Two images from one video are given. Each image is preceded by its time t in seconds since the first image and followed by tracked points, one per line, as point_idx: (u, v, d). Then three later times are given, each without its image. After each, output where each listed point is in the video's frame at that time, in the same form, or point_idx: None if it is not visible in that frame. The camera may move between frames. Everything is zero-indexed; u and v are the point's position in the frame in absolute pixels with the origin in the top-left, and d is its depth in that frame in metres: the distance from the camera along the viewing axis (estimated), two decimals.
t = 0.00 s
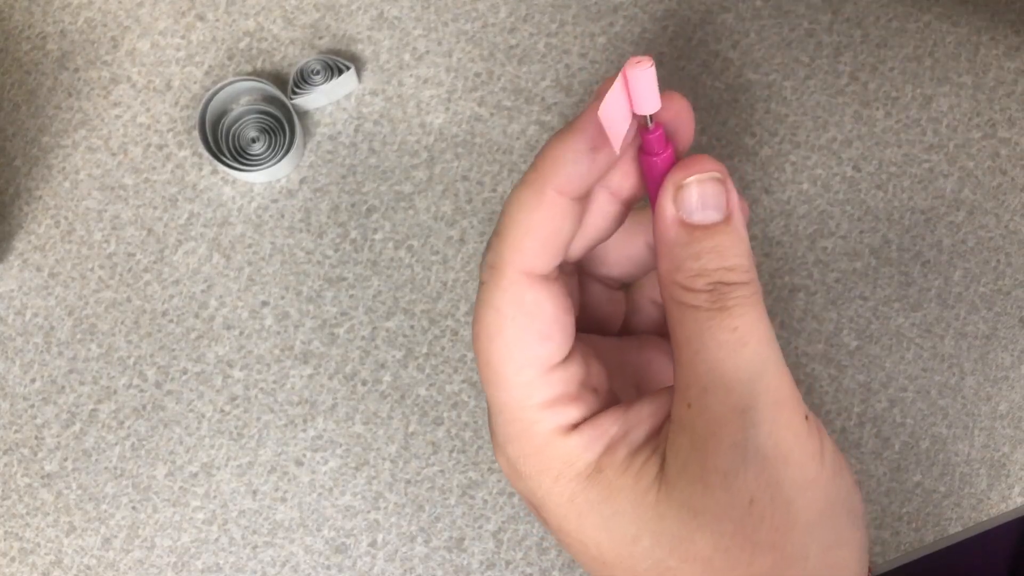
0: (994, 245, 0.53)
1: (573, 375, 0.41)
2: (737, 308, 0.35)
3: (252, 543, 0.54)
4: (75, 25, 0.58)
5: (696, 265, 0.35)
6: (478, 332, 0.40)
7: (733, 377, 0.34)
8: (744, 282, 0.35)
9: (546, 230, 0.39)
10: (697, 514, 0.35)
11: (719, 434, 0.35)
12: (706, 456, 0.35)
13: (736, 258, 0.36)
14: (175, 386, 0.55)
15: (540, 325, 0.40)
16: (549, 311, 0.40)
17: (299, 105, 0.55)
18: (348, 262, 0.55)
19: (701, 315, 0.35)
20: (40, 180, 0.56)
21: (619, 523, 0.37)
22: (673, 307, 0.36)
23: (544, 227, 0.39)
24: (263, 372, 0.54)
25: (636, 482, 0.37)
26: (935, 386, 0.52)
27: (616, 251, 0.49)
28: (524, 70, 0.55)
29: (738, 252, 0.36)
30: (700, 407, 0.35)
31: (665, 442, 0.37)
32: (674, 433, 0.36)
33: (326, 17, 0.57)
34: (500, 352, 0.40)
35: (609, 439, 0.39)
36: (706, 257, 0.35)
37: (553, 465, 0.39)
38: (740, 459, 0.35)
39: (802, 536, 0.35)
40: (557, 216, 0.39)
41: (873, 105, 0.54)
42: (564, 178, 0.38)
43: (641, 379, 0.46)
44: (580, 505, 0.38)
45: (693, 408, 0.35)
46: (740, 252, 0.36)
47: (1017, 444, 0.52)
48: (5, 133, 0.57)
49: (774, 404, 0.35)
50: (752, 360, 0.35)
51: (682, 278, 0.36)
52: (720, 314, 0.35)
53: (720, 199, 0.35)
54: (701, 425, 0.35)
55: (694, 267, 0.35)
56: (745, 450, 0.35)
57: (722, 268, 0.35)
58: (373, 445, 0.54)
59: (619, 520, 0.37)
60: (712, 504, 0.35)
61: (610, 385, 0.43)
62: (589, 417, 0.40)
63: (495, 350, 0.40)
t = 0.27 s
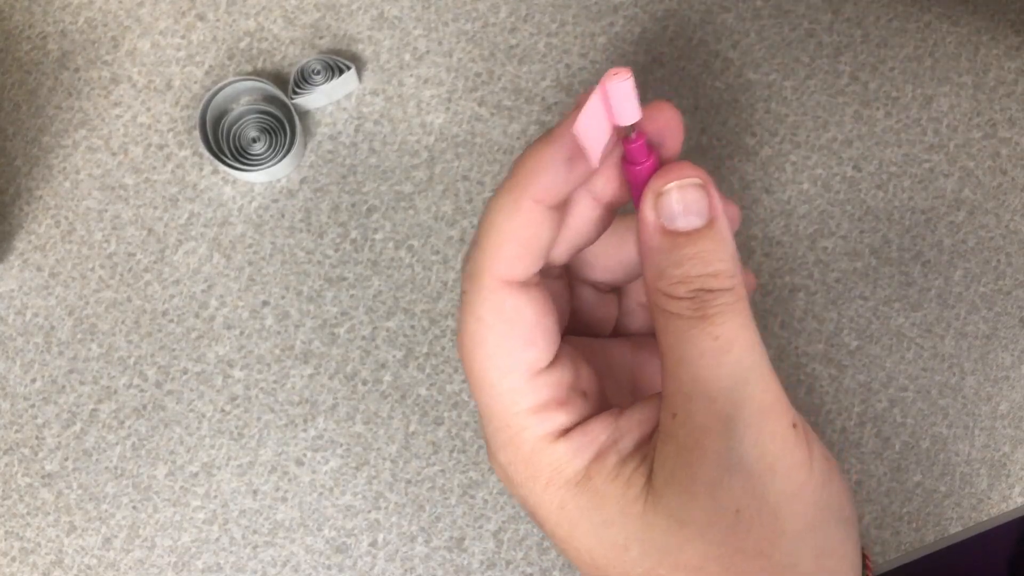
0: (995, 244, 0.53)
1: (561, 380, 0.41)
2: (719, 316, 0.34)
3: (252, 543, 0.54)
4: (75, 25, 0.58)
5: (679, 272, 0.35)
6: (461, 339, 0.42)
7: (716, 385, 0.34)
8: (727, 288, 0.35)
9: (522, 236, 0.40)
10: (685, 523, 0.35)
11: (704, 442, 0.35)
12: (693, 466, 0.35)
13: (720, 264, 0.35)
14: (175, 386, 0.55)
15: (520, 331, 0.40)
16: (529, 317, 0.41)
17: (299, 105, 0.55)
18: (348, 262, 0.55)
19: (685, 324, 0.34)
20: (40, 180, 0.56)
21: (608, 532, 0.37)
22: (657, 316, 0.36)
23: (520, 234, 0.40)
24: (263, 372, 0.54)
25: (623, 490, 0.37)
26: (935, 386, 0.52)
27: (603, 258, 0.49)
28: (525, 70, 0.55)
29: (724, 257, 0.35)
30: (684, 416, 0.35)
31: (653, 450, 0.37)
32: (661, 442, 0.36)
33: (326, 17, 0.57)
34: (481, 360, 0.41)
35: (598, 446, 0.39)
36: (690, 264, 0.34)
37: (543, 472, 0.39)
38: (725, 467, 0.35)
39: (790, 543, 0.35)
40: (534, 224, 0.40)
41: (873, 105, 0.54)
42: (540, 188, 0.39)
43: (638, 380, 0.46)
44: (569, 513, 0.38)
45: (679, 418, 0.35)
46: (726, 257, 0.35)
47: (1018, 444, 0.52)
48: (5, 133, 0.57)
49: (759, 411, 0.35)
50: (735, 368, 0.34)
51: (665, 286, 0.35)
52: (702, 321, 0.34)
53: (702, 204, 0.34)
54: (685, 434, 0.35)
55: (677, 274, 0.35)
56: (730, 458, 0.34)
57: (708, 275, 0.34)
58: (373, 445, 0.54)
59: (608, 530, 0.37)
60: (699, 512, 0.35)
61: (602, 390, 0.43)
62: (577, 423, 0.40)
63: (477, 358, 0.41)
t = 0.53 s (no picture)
0: (995, 245, 0.53)
1: (532, 386, 0.42)
2: (679, 321, 0.36)
3: (252, 543, 0.54)
4: (75, 25, 0.58)
5: (634, 281, 0.37)
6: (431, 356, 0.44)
7: (686, 390, 0.36)
8: (684, 291, 0.37)
9: (466, 252, 0.43)
10: (667, 523, 0.37)
11: (680, 446, 0.36)
12: (670, 468, 0.37)
13: (674, 269, 0.37)
14: (175, 386, 0.55)
15: (477, 341, 0.43)
16: (485, 325, 0.43)
17: (299, 105, 0.55)
18: (348, 262, 0.55)
19: (645, 332, 0.36)
20: (40, 180, 0.56)
21: (597, 537, 0.39)
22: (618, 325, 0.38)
23: (463, 250, 0.43)
24: (263, 372, 0.54)
25: (604, 494, 0.39)
26: (935, 386, 0.52)
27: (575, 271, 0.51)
28: (525, 70, 0.55)
29: (675, 261, 0.37)
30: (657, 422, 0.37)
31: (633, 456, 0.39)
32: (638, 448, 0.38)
33: (326, 18, 0.57)
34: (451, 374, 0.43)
35: (581, 453, 0.40)
36: (643, 272, 0.37)
37: (529, 479, 0.41)
38: (702, 469, 0.36)
39: (773, 535, 0.37)
40: (478, 241, 0.43)
41: (873, 106, 0.54)
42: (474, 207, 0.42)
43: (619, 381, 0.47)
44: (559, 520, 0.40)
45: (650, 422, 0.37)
46: (679, 262, 0.37)
47: (1017, 444, 0.52)
48: (5, 133, 0.57)
49: (732, 412, 0.36)
50: (703, 371, 0.36)
51: (623, 296, 0.37)
52: (662, 326, 0.36)
53: (649, 214, 0.36)
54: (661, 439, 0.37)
55: (632, 284, 0.37)
56: (706, 460, 0.36)
57: (662, 282, 0.37)
58: (373, 445, 0.54)
59: (597, 534, 0.39)
60: (684, 514, 0.36)
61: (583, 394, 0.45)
62: (554, 427, 0.41)
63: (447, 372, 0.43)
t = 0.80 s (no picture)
0: (994, 245, 0.53)
1: (548, 369, 0.42)
2: (696, 303, 0.36)
3: (252, 543, 0.54)
4: (75, 25, 0.58)
5: (649, 266, 0.36)
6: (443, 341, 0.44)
7: (706, 370, 0.35)
8: (700, 275, 0.36)
9: (478, 236, 0.43)
10: (690, 506, 0.36)
11: (700, 428, 0.35)
12: (693, 451, 0.36)
13: (689, 253, 0.36)
14: (176, 386, 0.55)
15: (494, 324, 0.43)
16: (499, 310, 0.43)
17: (300, 105, 0.55)
18: (348, 262, 0.55)
19: (661, 313, 0.36)
20: (41, 180, 0.56)
21: (619, 520, 0.38)
22: (633, 310, 0.37)
23: (477, 234, 0.43)
24: (263, 372, 0.55)
25: (625, 476, 0.38)
26: (935, 386, 0.52)
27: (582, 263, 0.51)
28: (525, 71, 0.56)
29: (692, 247, 0.36)
30: (676, 404, 0.36)
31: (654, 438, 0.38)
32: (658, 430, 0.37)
33: (327, 18, 0.57)
34: (464, 359, 0.43)
35: (599, 435, 0.40)
36: (659, 258, 0.36)
37: (549, 462, 0.40)
38: (723, 449, 0.35)
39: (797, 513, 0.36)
40: (493, 224, 0.43)
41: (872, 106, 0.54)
42: (491, 189, 0.43)
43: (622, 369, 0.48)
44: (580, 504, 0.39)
45: (672, 406, 0.36)
46: (693, 246, 0.36)
47: (1016, 444, 0.52)
48: (6, 133, 0.57)
49: (750, 389, 0.36)
50: (722, 349, 0.35)
51: (636, 281, 0.36)
52: (679, 308, 0.36)
53: (662, 202, 0.36)
54: (681, 419, 0.36)
55: (648, 269, 0.36)
56: (728, 439, 0.35)
57: (679, 266, 0.36)
58: (373, 445, 0.54)
59: (620, 518, 0.38)
60: (707, 496, 0.36)
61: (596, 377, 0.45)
62: (574, 409, 0.41)
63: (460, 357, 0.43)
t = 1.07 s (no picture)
0: (994, 245, 0.53)
1: (569, 363, 0.42)
2: (716, 293, 0.38)
3: (252, 543, 0.54)
4: (76, 25, 0.58)
5: (668, 258, 0.38)
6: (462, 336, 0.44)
7: (728, 355, 0.37)
8: (716, 265, 0.38)
9: (496, 230, 0.44)
10: (723, 492, 0.35)
11: (728, 413, 0.36)
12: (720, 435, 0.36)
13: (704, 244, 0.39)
14: (176, 386, 0.55)
15: (514, 318, 0.43)
16: (520, 304, 0.43)
17: (300, 105, 0.55)
18: (348, 262, 0.55)
19: (684, 303, 0.38)
20: (41, 180, 0.56)
21: (648, 514, 0.37)
22: (654, 302, 0.39)
23: (495, 227, 0.44)
24: (263, 372, 0.55)
25: (652, 469, 0.38)
26: (935, 386, 0.53)
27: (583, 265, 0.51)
28: (525, 71, 0.56)
29: (705, 238, 0.39)
30: (700, 390, 0.36)
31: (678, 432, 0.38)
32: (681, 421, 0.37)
33: (327, 18, 0.57)
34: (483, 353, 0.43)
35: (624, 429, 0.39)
36: (676, 246, 0.38)
37: (574, 458, 0.40)
38: (753, 434, 0.35)
39: (831, 507, 0.36)
40: (510, 217, 0.44)
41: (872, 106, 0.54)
42: (510, 180, 0.43)
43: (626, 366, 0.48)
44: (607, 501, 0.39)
45: (695, 394, 0.37)
46: (709, 237, 0.39)
47: (1016, 444, 0.52)
48: (6, 133, 0.57)
49: (774, 376, 0.36)
50: (742, 337, 0.37)
51: (658, 272, 0.39)
52: (699, 298, 0.37)
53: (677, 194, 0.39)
54: (707, 406, 0.36)
55: (666, 259, 0.38)
56: (757, 424, 0.35)
57: (696, 255, 0.38)
58: (374, 445, 0.54)
59: (648, 512, 0.37)
60: (738, 483, 0.35)
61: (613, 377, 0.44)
62: (596, 403, 0.41)
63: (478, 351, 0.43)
